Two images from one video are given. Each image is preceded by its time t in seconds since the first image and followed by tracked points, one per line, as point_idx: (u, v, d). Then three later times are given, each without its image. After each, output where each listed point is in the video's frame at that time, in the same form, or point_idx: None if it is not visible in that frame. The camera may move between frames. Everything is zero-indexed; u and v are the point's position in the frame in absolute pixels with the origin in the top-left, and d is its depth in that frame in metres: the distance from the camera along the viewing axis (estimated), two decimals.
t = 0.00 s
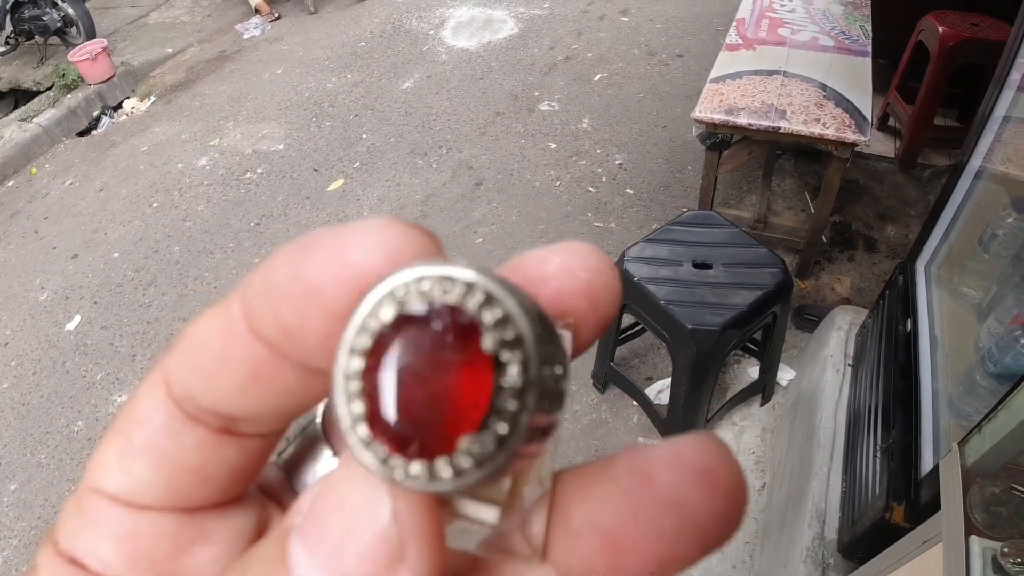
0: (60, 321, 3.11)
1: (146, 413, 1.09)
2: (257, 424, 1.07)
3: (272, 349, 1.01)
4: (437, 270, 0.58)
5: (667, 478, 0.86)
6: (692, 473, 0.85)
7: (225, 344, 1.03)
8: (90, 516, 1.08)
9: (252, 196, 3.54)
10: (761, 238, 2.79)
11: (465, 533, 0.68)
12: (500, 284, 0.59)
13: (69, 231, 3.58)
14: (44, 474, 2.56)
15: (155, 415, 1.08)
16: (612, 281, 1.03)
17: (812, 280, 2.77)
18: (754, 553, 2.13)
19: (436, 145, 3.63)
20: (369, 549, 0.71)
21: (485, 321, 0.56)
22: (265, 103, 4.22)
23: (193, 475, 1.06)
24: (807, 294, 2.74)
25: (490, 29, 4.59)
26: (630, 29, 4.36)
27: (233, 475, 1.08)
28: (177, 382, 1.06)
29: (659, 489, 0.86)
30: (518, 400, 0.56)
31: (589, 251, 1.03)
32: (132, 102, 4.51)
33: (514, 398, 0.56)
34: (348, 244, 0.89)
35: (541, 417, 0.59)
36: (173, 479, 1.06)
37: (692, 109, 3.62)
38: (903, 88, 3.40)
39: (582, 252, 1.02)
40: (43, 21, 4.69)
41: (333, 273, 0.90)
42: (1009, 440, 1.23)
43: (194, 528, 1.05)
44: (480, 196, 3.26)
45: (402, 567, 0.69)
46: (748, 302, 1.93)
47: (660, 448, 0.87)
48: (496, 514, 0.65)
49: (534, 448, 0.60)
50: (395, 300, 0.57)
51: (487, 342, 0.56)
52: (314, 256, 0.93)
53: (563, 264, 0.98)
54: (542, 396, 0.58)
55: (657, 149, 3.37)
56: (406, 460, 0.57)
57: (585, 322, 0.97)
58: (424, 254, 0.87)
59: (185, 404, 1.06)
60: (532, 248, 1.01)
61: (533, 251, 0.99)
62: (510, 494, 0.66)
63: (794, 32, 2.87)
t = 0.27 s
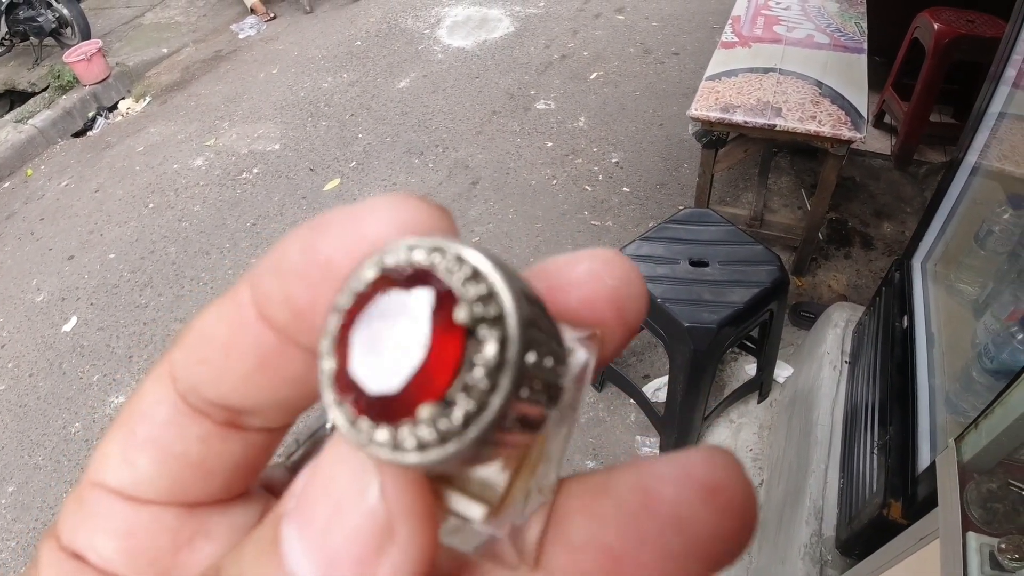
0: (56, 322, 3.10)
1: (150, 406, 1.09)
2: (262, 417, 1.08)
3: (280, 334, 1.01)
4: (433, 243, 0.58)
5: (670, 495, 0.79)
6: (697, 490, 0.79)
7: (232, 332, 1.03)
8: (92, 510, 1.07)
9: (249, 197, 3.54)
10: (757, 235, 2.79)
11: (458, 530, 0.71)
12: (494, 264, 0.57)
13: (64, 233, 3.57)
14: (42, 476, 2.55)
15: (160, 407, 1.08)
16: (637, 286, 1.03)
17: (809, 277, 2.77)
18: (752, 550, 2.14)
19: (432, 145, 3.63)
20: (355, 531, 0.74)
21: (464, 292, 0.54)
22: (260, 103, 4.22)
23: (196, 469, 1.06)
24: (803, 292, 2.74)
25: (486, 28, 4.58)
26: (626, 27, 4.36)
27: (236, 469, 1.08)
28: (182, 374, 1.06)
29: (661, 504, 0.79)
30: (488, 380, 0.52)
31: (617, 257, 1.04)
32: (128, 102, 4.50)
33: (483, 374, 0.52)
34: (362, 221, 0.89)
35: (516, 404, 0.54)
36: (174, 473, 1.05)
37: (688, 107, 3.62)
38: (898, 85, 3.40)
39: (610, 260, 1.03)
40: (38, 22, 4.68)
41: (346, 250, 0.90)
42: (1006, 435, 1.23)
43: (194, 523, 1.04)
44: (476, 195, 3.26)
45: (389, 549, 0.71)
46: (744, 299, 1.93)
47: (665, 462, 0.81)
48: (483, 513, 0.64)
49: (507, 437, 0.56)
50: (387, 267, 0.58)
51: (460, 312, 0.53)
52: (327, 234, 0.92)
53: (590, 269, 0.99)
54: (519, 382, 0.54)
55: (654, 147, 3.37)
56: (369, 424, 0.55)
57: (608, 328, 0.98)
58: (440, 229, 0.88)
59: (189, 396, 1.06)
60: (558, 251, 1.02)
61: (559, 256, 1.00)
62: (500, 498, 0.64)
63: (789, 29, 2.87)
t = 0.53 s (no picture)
0: (55, 323, 3.10)
1: (152, 407, 1.10)
2: (265, 420, 1.09)
3: (287, 331, 1.03)
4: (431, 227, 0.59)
5: (674, 526, 0.81)
6: (702, 522, 0.81)
7: (238, 331, 1.05)
8: (93, 512, 1.07)
9: (247, 196, 3.53)
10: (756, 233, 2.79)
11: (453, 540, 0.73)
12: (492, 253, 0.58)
13: (63, 234, 3.57)
14: (42, 477, 2.55)
15: (162, 409, 1.09)
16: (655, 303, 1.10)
17: (808, 275, 2.78)
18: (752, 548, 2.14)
19: (431, 144, 3.63)
20: (347, 527, 0.75)
21: (455, 275, 0.55)
22: (259, 103, 4.21)
23: (196, 471, 1.06)
24: (802, 289, 2.74)
25: (484, 27, 4.58)
26: (624, 25, 4.36)
27: (237, 472, 1.08)
28: (185, 375, 1.07)
29: (665, 536, 0.80)
30: (472, 365, 0.52)
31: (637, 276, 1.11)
32: (126, 103, 4.49)
33: (467, 358, 0.52)
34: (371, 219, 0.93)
35: (498, 395, 0.54)
36: (175, 475, 1.05)
37: (687, 106, 3.62)
38: (897, 83, 3.40)
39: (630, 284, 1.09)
40: (36, 23, 4.67)
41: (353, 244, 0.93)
42: (1005, 431, 1.23)
43: (194, 524, 1.04)
44: (475, 194, 3.25)
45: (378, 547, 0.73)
46: (743, 297, 1.93)
47: (671, 492, 0.82)
48: (469, 521, 0.67)
49: (488, 429, 0.55)
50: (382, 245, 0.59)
51: (448, 293, 0.54)
52: (340, 230, 0.96)
53: (610, 285, 1.06)
54: (506, 371, 0.54)
55: (652, 146, 3.36)
56: (349, 397, 0.55)
57: (626, 345, 1.03)
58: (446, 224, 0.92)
59: (193, 397, 1.07)
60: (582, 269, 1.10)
61: (582, 275, 1.08)
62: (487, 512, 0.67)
63: (787, 27, 2.87)
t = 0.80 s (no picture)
0: (54, 323, 3.10)
1: (160, 408, 1.11)
2: (271, 421, 1.11)
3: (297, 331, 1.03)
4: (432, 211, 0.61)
5: (677, 538, 0.81)
6: (704, 533, 0.82)
7: (247, 329, 1.04)
8: (98, 511, 1.08)
9: (246, 196, 3.53)
10: (756, 232, 2.79)
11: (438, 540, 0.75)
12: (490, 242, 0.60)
13: (62, 234, 3.56)
14: (41, 477, 2.55)
15: (170, 409, 1.10)
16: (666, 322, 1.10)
17: (807, 273, 2.78)
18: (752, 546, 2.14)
19: (430, 143, 3.63)
20: (333, 520, 0.76)
21: (450, 254, 0.57)
22: (257, 102, 4.21)
23: (203, 472, 1.08)
24: (801, 288, 2.74)
25: (483, 26, 4.58)
26: (623, 24, 4.36)
27: (242, 472, 1.11)
28: (194, 375, 1.07)
29: (666, 549, 0.81)
30: (457, 343, 0.54)
31: (648, 294, 1.12)
32: (125, 103, 4.49)
33: (453, 336, 0.54)
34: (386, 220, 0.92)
35: (482, 378, 0.55)
36: (182, 475, 1.07)
37: (686, 105, 3.62)
38: (895, 81, 3.40)
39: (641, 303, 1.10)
40: (34, 23, 4.67)
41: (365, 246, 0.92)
42: (1004, 429, 1.23)
43: (201, 525, 1.06)
44: (474, 193, 3.25)
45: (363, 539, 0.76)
46: (743, 296, 1.93)
47: (672, 503, 0.83)
48: (450, 521, 0.69)
49: (471, 412, 0.57)
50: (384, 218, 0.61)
51: (440, 268, 0.55)
52: (347, 227, 0.94)
53: (619, 304, 1.07)
54: (491, 356, 0.55)
55: (651, 144, 3.36)
56: (335, 362, 0.56)
57: (633, 367, 1.03)
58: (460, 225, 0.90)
59: (200, 398, 1.08)
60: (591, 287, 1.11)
61: (591, 291, 1.09)
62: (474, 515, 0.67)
63: (786, 25, 2.87)
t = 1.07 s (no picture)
0: (52, 323, 3.09)
1: (160, 407, 1.11)
2: (270, 421, 1.11)
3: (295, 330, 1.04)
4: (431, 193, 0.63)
5: (685, 547, 0.84)
6: (713, 545, 0.85)
7: (247, 327, 1.06)
8: (96, 511, 1.07)
9: (244, 196, 3.53)
10: (754, 231, 2.79)
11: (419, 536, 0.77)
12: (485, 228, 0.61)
13: (60, 234, 3.56)
14: (39, 478, 2.55)
15: (170, 409, 1.10)
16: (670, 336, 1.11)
17: (805, 272, 2.78)
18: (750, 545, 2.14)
19: (428, 143, 3.62)
20: (314, 511, 0.76)
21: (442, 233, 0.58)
22: (255, 102, 4.21)
23: (201, 472, 1.08)
24: (800, 287, 2.74)
25: (481, 26, 4.58)
26: (621, 24, 4.36)
27: (240, 472, 1.10)
28: (192, 374, 1.09)
29: (672, 553, 0.84)
30: (440, 322, 0.55)
31: (652, 307, 1.15)
32: (123, 103, 4.49)
33: (436, 313, 0.55)
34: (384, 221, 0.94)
35: (463, 359, 0.57)
36: (181, 475, 1.07)
37: (684, 104, 3.62)
38: (893, 81, 3.40)
39: (643, 314, 1.12)
40: (32, 23, 4.66)
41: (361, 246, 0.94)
42: (1002, 427, 1.23)
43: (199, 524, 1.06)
44: (472, 193, 3.25)
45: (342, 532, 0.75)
46: (740, 295, 1.93)
47: (683, 513, 0.86)
48: (430, 518, 0.70)
49: (451, 392, 0.58)
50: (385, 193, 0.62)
51: (430, 244, 0.57)
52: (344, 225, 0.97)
53: (620, 318, 1.10)
54: (474, 338, 0.57)
55: (649, 144, 3.36)
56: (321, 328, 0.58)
57: (634, 382, 1.05)
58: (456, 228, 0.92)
59: (200, 397, 1.09)
60: (594, 301, 1.15)
61: (593, 305, 1.12)
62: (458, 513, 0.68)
63: (784, 25, 2.87)
